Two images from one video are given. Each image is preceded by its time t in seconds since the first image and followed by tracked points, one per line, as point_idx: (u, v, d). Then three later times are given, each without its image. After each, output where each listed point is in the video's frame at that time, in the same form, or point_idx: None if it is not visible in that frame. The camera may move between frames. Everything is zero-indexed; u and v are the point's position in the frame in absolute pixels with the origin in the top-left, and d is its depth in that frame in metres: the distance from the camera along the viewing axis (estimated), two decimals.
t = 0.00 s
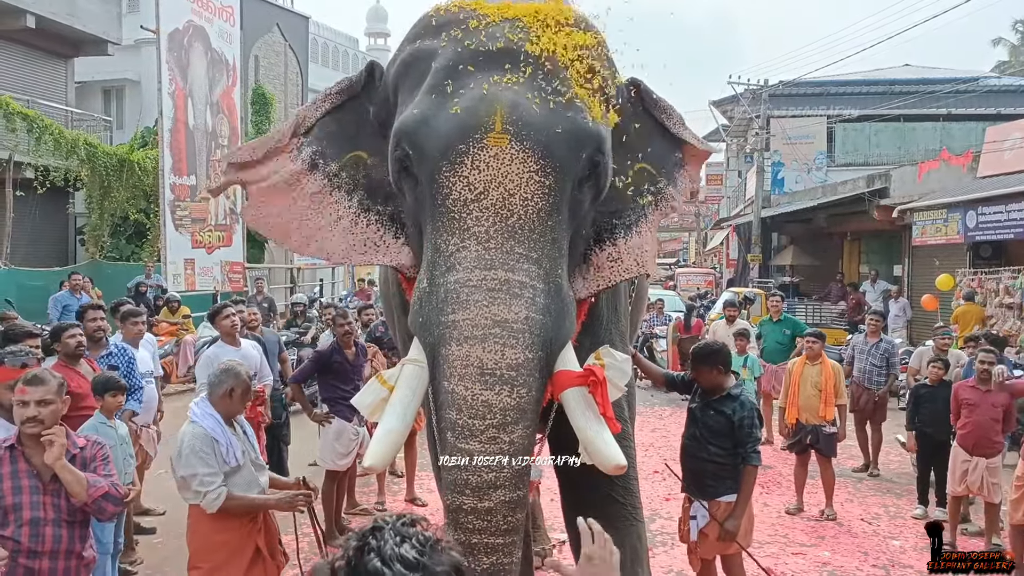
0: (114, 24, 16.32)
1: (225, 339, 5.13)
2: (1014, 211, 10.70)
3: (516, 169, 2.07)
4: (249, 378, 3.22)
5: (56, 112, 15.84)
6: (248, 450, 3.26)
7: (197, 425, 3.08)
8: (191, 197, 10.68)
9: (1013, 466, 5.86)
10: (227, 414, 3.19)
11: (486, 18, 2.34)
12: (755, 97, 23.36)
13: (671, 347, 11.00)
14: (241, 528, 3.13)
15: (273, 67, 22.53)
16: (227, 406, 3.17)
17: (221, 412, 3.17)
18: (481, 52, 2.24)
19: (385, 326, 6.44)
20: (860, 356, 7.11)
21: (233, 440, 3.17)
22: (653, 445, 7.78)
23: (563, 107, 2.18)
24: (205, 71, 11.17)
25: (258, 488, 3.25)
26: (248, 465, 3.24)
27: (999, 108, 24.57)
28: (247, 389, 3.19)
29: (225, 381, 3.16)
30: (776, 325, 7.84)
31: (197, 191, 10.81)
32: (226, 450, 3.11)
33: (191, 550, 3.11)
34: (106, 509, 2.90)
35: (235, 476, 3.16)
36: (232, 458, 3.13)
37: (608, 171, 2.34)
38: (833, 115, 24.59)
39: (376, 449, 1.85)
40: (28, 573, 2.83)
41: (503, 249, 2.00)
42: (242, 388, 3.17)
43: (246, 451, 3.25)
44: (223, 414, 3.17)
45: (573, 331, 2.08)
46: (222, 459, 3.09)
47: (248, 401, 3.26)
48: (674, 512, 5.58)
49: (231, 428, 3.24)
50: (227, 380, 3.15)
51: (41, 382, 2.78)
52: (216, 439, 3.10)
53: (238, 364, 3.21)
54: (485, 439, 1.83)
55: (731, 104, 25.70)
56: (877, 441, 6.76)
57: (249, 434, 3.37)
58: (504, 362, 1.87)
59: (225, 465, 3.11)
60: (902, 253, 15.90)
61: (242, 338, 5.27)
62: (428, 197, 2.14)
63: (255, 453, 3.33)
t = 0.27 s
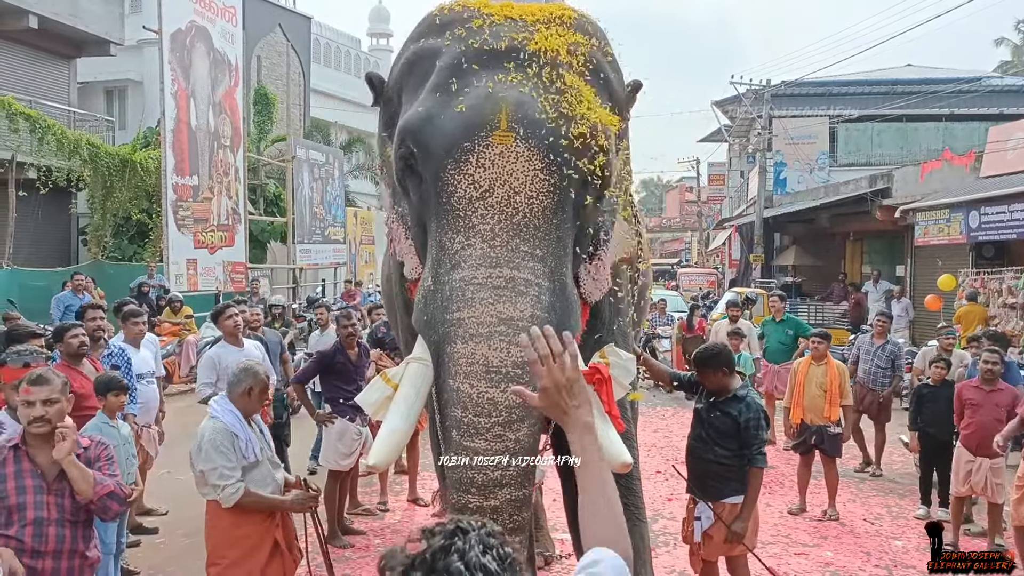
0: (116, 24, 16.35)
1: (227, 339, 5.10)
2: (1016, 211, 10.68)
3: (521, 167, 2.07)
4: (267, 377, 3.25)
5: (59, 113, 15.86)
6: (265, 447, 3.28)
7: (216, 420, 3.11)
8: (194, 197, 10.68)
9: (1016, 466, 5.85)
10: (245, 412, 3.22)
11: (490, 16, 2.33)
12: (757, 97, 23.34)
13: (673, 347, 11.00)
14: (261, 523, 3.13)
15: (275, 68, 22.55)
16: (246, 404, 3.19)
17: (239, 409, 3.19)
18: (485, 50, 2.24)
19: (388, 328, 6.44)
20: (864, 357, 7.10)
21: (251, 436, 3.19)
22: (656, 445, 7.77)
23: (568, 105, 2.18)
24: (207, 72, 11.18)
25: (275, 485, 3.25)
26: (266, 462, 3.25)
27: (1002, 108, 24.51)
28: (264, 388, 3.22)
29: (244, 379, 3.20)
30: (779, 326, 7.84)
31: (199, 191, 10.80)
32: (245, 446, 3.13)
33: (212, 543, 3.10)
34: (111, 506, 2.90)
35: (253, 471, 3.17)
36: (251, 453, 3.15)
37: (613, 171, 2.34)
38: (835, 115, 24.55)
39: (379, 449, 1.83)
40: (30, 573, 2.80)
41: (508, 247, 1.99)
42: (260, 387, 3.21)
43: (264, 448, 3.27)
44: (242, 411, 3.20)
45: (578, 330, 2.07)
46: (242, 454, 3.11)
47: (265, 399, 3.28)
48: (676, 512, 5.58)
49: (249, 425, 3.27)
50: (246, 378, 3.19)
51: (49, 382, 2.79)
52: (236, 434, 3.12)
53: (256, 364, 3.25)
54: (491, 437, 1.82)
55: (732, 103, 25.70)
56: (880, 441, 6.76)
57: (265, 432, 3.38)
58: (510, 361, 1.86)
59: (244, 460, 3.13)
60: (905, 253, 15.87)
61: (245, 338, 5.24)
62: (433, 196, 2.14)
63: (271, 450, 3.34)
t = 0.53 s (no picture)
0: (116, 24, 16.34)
1: (228, 339, 5.10)
2: (1016, 211, 10.68)
3: (523, 168, 2.07)
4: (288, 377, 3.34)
5: (59, 112, 15.86)
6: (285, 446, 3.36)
7: (240, 415, 3.18)
8: (193, 196, 10.68)
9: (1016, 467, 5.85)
10: (266, 411, 3.30)
11: (491, 16, 2.33)
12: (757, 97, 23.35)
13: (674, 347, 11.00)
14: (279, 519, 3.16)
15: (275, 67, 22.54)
16: (268, 403, 3.28)
17: (262, 407, 3.28)
18: (488, 51, 2.24)
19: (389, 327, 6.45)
20: (864, 357, 7.10)
21: (272, 435, 3.27)
22: (655, 445, 7.77)
23: (570, 106, 2.18)
24: (207, 71, 11.17)
25: (292, 483, 3.30)
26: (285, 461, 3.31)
27: (1001, 109, 24.50)
28: (285, 388, 3.31)
29: (265, 379, 3.29)
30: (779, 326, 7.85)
31: (199, 191, 10.80)
32: (267, 443, 3.21)
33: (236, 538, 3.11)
34: (116, 490, 2.90)
35: (272, 469, 3.23)
36: (272, 450, 3.22)
37: (614, 172, 2.35)
38: (834, 115, 24.55)
39: (382, 449, 1.85)
40: (31, 573, 2.81)
41: (510, 248, 2.00)
42: (281, 388, 3.30)
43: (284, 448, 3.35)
44: (263, 410, 3.28)
45: (579, 330, 2.08)
46: (263, 451, 3.19)
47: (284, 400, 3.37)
48: (675, 512, 5.59)
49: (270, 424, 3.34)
50: (267, 378, 3.28)
51: (52, 381, 2.79)
52: (258, 430, 3.19)
53: (278, 365, 3.34)
54: (493, 437, 1.83)
55: (732, 103, 25.71)
56: (879, 441, 6.77)
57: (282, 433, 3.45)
58: (512, 361, 1.87)
59: (265, 457, 3.20)
60: (904, 253, 15.87)
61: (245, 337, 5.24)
62: (435, 197, 2.14)
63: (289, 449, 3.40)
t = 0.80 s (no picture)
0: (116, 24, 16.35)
1: (228, 339, 5.10)
2: (1017, 212, 10.67)
3: (526, 170, 2.06)
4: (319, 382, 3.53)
5: (59, 112, 15.86)
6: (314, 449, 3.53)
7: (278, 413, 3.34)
8: (194, 196, 10.67)
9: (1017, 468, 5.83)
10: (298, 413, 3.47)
11: (494, 18, 2.32)
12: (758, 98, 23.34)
13: (674, 348, 10.99)
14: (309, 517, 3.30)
15: (276, 67, 22.53)
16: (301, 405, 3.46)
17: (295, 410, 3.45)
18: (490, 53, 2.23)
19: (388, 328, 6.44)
20: (863, 358, 7.08)
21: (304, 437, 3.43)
22: (655, 446, 7.76)
23: (573, 108, 2.18)
24: (207, 71, 11.17)
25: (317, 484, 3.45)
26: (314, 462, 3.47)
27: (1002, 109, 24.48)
28: (314, 392, 3.50)
29: (298, 382, 3.46)
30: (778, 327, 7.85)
31: (199, 190, 10.78)
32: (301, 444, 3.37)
33: (263, 534, 3.25)
34: (118, 479, 2.90)
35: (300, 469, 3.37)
36: (305, 451, 3.39)
37: (617, 175, 2.34)
38: (835, 116, 24.54)
39: (384, 451, 1.83)
40: (34, 573, 2.79)
41: (513, 250, 1.99)
42: (311, 391, 3.48)
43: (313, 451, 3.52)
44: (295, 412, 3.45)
45: (582, 333, 2.07)
46: (297, 451, 3.34)
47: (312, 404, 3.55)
48: (675, 513, 5.57)
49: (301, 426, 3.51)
50: (300, 380, 3.46)
51: (48, 382, 2.80)
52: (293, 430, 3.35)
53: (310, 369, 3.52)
54: (496, 441, 1.82)
55: (732, 104, 25.71)
56: (879, 443, 6.75)
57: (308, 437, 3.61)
58: (515, 364, 1.86)
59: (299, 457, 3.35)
60: (905, 254, 15.86)
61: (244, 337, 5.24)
62: (437, 199, 2.13)
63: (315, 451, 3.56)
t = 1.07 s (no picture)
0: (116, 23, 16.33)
1: (228, 339, 5.08)
2: (1017, 212, 10.66)
3: (529, 171, 2.06)
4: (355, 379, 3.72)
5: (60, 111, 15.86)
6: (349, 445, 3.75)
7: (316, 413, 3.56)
8: (194, 196, 10.66)
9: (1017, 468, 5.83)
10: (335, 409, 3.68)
11: (497, 18, 2.32)
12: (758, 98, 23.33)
13: (674, 347, 10.99)
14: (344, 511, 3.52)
15: (276, 67, 22.52)
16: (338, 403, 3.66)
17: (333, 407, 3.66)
18: (493, 53, 2.23)
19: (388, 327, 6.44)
20: (863, 358, 7.07)
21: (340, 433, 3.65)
22: (656, 446, 7.76)
23: (576, 108, 2.18)
24: (208, 71, 11.16)
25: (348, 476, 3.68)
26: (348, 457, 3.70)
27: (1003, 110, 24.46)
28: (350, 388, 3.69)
29: (335, 380, 3.65)
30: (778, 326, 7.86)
31: (200, 190, 10.78)
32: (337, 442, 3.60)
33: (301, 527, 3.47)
34: (119, 492, 2.91)
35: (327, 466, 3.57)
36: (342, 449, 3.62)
37: (620, 174, 2.33)
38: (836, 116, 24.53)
39: (386, 451, 1.83)
40: (31, 573, 2.80)
41: (515, 250, 1.99)
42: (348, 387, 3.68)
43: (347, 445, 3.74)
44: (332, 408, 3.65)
45: (585, 333, 2.07)
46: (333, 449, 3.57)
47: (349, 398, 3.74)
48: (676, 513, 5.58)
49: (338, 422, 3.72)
50: (337, 378, 3.64)
51: (27, 381, 2.77)
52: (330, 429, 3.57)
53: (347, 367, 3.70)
54: (499, 440, 1.82)
55: (733, 104, 25.69)
56: (880, 443, 6.75)
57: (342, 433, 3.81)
58: (517, 364, 1.86)
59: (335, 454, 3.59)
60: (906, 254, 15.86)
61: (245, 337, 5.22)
62: (440, 200, 2.13)
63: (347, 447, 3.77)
